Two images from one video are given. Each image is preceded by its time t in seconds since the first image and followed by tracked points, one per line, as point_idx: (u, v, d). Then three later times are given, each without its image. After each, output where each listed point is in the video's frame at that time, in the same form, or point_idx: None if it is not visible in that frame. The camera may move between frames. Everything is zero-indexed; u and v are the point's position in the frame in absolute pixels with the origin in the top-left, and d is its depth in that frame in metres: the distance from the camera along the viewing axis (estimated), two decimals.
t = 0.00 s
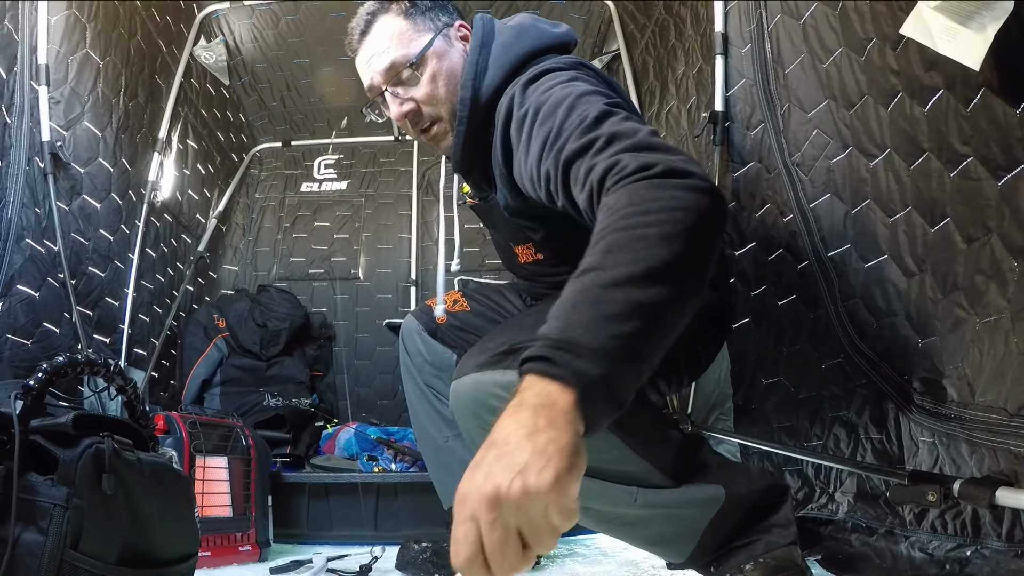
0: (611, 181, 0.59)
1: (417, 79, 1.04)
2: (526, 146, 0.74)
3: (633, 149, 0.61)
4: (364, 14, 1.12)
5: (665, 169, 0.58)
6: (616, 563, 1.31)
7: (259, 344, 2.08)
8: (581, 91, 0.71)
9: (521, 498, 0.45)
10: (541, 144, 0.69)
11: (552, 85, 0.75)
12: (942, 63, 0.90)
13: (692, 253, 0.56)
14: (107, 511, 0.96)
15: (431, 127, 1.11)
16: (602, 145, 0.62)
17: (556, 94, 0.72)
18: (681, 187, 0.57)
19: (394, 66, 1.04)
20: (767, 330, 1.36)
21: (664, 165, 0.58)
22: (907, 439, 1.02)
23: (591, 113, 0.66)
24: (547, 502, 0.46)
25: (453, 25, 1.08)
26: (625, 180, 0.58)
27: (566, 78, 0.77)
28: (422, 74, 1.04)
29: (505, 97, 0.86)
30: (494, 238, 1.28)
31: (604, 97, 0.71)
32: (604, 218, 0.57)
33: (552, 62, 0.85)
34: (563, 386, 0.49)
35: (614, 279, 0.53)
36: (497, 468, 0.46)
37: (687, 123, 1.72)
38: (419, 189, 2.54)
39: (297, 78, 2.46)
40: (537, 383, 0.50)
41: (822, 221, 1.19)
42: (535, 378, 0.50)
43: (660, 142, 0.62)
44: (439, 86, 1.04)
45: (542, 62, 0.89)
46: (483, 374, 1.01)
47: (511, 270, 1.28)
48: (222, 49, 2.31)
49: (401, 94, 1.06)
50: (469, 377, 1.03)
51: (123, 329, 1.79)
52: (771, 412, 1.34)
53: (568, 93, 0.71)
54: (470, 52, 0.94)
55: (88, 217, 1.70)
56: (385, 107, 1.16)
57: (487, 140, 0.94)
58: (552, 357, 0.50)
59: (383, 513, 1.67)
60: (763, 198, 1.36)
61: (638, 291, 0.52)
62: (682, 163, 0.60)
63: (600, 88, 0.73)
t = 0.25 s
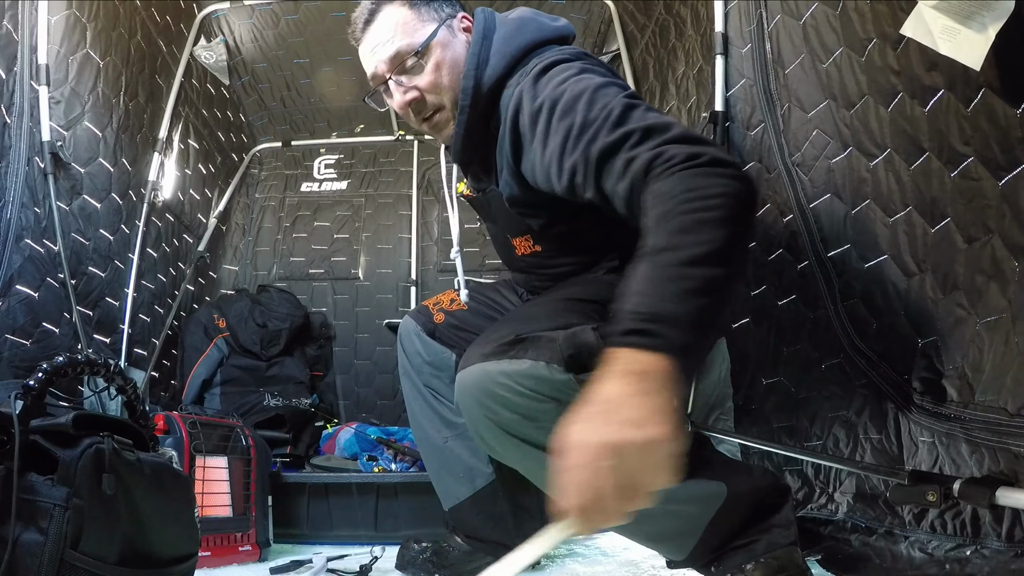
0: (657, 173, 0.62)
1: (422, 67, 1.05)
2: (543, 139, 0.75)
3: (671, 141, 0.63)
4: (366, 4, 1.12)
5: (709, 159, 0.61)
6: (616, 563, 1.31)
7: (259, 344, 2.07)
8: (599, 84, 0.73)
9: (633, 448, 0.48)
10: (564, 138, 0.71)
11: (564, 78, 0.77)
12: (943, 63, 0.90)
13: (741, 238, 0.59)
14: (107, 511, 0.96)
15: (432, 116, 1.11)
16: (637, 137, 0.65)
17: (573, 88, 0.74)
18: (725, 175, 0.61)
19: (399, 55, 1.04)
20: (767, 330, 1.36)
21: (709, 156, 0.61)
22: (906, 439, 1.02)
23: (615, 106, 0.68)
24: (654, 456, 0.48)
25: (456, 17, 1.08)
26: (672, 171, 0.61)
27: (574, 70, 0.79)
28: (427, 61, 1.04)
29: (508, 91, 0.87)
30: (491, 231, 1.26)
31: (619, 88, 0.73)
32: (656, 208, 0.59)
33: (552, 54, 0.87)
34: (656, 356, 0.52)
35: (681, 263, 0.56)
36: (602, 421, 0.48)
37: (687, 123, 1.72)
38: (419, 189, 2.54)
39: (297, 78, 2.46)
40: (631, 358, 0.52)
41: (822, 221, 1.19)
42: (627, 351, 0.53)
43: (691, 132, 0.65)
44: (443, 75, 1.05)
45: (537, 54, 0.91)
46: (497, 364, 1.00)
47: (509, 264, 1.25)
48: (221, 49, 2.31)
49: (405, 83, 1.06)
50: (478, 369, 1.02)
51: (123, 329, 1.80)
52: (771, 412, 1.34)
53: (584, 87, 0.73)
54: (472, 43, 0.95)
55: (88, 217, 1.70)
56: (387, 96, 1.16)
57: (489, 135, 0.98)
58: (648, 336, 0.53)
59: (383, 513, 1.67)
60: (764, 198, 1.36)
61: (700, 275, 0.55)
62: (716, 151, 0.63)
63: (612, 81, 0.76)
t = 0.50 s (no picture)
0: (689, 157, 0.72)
1: (423, 58, 1.05)
2: (567, 127, 0.84)
3: (695, 127, 0.74)
4: None
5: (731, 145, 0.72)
6: (616, 563, 1.31)
7: (259, 345, 2.07)
8: (615, 78, 0.83)
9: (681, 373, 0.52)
10: (591, 127, 0.80)
11: (581, 69, 0.87)
12: (942, 63, 0.90)
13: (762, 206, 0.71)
14: (107, 511, 0.96)
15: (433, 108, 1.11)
16: (662, 127, 0.75)
17: (591, 81, 0.83)
18: (742, 157, 0.72)
19: (401, 45, 1.04)
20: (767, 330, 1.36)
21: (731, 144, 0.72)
22: (906, 439, 1.02)
23: (638, 97, 0.78)
24: (702, 380, 0.53)
25: (457, 8, 1.08)
26: (700, 156, 0.71)
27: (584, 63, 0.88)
28: (428, 53, 1.04)
29: (517, 82, 0.95)
30: (489, 220, 1.28)
31: (632, 80, 0.83)
32: (693, 186, 0.70)
33: (557, 47, 0.96)
34: (696, 312, 0.59)
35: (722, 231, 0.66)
36: (652, 354, 0.53)
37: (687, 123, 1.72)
38: (419, 189, 2.54)
39: (297, 78, 2.46)
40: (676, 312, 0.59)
41: (823, 221, 1.19)
42: (671, 309, 0.60)
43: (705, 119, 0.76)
44: (444, 65, 1.05)
45: (538, 47, 0.99)
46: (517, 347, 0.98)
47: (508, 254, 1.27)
48: (221, 49, 2.31)
49: (406, 73, 1.05)
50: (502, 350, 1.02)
51: (123, 329, 1.80)
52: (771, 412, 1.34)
53: (602, 79, 0.83)
54: (474, 34, 1.03)
55: (88, 217, 1.70)
56: (387, 87, 1.15)
57: (490, 121, 1.03)
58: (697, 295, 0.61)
59: (383, 513, 1.67)
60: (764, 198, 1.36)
61: (737, 241, 0.66)
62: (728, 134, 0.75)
63: (621, 73, 0.86)
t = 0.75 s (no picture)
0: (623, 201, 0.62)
1: (425, 60, 1.04)
2: (531, 138, 0.76)
3: (646, 166, 0.63)
4: None
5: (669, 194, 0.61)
6: (616, 563, 1.31)
7: (259, 345, 2.07)
8: (591, 91, 0.72)
9: (566, 488, 0.48)
10: (549, 143, 0.72)
11: (560, 80, 0.77)
12: (943, 63, 0.90)
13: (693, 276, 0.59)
14: (107, 511, 0.96)
15: (434, 110, 1.11)
16: (610, 160, 0.65)
17: (564, 95, 0.74)
18: (681, 211, 0.61)
19: (403, 46, 1.04)
20: (767, 330, 1.36)
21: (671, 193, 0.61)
22: (906, 439, 1.02)
23: (600, 121, 0.68)
24: (591, 490, 0.49)
25: (459, 10, 1.08)
26: (635, 202, 0.61)
27: (574, 72, 0.79)
28: (430, 55, 1.04)
29: (509, 87, 0.87)
30: (489, 219, 1.23)
31: (610, 99, 0.72)
32: (614, 235, 0.60)
33: (555, 54, 0.86)
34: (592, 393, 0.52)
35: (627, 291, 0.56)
36: (541, 462, 0.48)
37: (687, 123, 1.72)
38: (419, 189, 2.54)
39: (297, 79, 2.46)
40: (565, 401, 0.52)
41: (823, 220, 1.19)
42: (563, 384, 0.53)
43: (663, 160, 0.64)
44: (445, 67, 1.05)
45: (539, 53, 0.89)
46: (513, 341, 1.00)
47: (508, 251, 1.23)
48: (222, 49, 2.31)
49: (408, 74, 1.05)
50: (498, 343, 1.02)
51: (124, 329, 1.79)
52: (771, 412, 1.34)
53: (575, 95, 0.73)
54: (474, 37, 0.95)
55: (88, 217, 1.70)
56: (388, 88, 1.15)
57: (490, 120, 0.97)
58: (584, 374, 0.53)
59: (383, 513, 1.67)
60: (763, 198, 1.36)
61: (650, 311, 0.56)
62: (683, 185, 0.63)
63: (607, 88, 0.74)
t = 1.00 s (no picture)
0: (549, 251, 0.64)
1: (425, 74, 1.04)
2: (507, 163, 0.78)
3: (583, 216, 0.64)
4: (372, 8, 1.11)
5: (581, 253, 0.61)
6: (616, 563, 1.31)
7: (259, 345, 2.07)
8: (562, 124, 0.73)
9: None
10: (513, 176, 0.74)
11: (535, 110, 0.78)
12: (942, 63, 0.90)
13: (609, 335, 0.59)
14: (107, 511, 0.96)
15: (432, 124, 1.11)
16: (552, 201, 0.66)
17: (537, 124, 0.74)
18: (594, 273, 0.60)
19: (404, 61, 1.04)
20: (766, 330, 1.36)
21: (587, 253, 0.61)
22: (906, 439, 1.02)
23: (555, 157, 0.69)
24: None
25: (460, 24, 1.08)
26: (554, 264, 0.62)
27: (558, 98, 0.79)
28: (430, 69, 1.04)
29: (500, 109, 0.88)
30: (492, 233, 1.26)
31: (577, 137, 0.71)
32: (536, 286, 0.62)
33: (551, 78, 0.86)
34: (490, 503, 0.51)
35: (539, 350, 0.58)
36: None
37: (687, 123, 1.71)
38: (419, 189, 2.54)
39: (297, 79, 2.46)
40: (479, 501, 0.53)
41: (821, 221, 1.19)
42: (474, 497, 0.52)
43: (597, 212, 0.64)
44: (445, 82, 1.05)
45: (536, 76, 0.89)
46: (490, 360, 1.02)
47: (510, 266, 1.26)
48: (221, 50, 2.31)
49: (408, 88, 1.06)
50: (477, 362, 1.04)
51: (123, 329, 1.80)
52: (770, 412, 1.34)
53: (543, 129, 0.73)
54: (474, 55, 0.95)
55: (88, 217, 1.70)
56: (388, 101, 1.15)
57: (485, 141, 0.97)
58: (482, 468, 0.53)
59: (383, 513, 1.67)
60: (762, 198, 1.36)
61: (561, 373, 0.56)
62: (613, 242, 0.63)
63: (578, 123, 0.74)
